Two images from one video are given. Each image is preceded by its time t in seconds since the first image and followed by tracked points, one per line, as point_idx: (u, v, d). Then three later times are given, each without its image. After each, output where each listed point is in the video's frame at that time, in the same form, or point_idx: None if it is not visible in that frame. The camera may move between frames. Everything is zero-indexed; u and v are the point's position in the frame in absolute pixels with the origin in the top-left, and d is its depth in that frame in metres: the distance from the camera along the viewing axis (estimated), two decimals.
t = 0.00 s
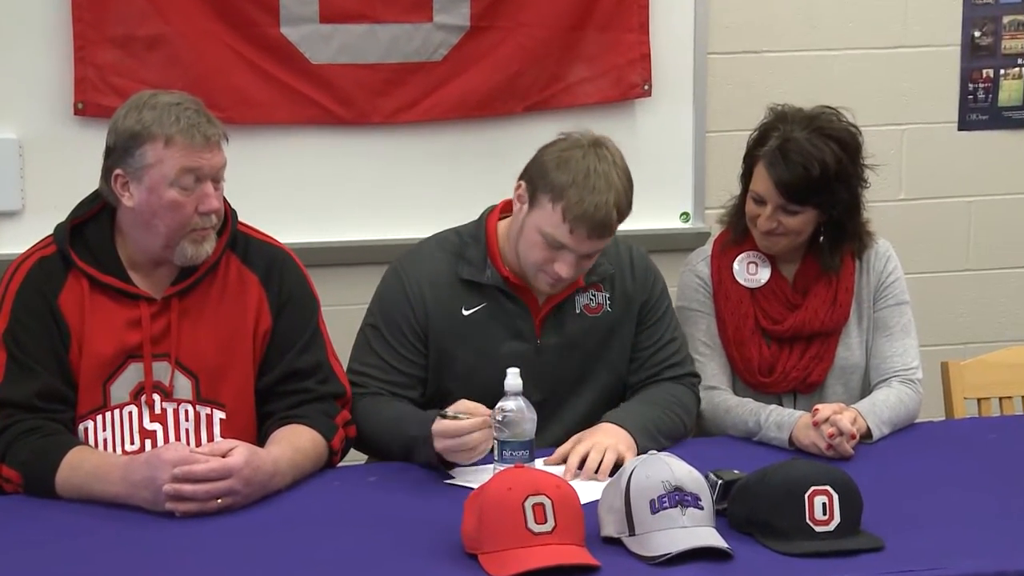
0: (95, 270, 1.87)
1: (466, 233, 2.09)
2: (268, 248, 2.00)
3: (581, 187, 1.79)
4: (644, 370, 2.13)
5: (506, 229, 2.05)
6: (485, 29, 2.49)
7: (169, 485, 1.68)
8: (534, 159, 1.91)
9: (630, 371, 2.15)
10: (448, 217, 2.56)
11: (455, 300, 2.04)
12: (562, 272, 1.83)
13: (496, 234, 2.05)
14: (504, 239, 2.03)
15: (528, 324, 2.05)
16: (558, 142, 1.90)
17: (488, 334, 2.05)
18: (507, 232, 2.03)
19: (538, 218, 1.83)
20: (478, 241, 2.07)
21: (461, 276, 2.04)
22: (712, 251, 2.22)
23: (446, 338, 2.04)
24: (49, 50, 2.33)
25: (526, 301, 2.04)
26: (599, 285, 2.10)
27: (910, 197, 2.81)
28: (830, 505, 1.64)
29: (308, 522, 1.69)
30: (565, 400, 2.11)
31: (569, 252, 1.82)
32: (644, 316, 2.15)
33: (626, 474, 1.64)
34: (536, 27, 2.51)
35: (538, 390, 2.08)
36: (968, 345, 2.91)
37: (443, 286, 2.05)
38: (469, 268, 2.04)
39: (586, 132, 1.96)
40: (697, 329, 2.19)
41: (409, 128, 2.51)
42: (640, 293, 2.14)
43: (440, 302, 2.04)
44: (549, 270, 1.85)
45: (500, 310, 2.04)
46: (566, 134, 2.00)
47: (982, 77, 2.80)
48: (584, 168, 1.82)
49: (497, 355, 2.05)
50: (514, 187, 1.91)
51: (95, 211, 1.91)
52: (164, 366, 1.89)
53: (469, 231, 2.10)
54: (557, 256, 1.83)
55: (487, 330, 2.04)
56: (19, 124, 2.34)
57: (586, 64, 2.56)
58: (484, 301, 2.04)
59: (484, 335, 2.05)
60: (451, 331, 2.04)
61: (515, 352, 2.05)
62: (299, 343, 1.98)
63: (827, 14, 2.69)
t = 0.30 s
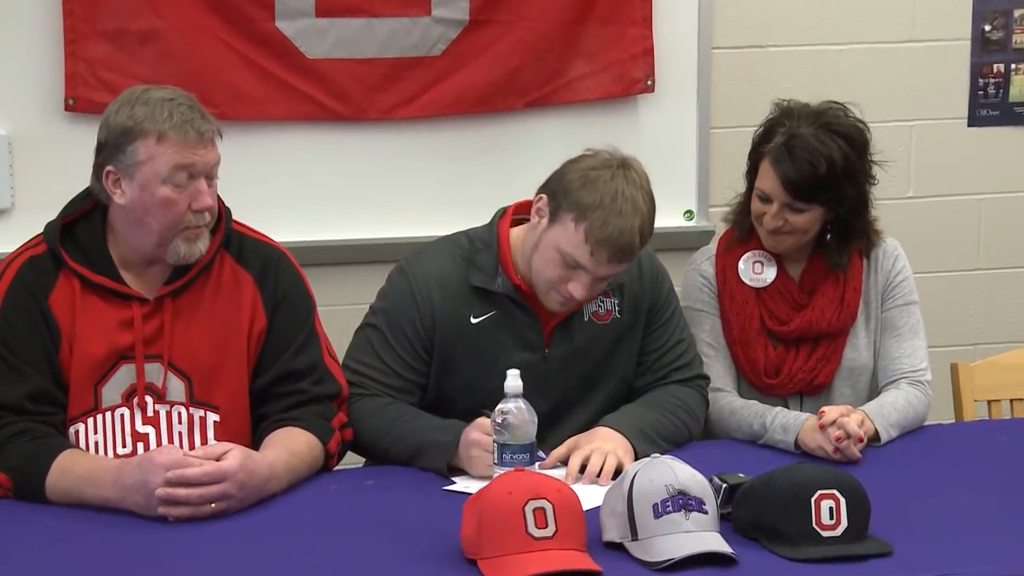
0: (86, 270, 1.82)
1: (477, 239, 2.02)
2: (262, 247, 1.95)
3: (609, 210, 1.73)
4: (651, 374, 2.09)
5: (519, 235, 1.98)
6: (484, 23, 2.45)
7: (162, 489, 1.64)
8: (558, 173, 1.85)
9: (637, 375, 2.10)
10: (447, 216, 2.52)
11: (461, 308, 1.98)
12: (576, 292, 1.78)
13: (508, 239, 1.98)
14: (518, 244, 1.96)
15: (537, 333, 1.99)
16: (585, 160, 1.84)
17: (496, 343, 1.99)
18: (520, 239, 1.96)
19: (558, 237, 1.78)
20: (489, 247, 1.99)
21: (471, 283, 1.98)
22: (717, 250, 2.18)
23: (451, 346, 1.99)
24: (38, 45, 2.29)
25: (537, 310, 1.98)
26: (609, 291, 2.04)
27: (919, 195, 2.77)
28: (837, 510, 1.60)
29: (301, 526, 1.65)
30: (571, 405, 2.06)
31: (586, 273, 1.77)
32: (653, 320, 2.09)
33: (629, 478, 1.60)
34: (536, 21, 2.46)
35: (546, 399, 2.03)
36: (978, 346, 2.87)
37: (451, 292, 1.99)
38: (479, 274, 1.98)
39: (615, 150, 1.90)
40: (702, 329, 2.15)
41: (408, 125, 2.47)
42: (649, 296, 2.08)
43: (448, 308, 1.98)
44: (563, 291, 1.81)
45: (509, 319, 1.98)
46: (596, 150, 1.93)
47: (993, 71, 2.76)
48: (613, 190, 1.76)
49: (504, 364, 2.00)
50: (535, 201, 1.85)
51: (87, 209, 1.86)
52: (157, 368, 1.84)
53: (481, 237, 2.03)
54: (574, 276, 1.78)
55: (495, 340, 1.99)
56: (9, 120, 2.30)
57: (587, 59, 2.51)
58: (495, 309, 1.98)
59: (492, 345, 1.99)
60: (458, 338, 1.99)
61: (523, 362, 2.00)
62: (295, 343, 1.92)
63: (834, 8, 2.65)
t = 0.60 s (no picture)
0: (68, 268, 1.76)
1: (483, 251, 1.94)
2: (252, 244, 1.88)
3: (634, 239, 1.67)
4: (660, 378, 2.02)
5: (527, 247, 1.91)
6: (484, 13, 2.38)
7: (149, 496, 1.57)
8: (581, 190, 1.77)
9: (646, 381, 2.03)
10: (446, 212, 2.45)
11: (466, 322, 1.91)
12: (590, 315, 1.73)
13: (517, 251, 1.91)
14: (525, 258, 1.90)
15: (545, 346, 1.92)
16: (610, 180, 1.76)
17: (501, 354, 1.92)
18: (530, 253, 1.89)
19: (578, 258, 1.71)
20: (496, 259, 1.92)
21: (477, 297, 1.91)
22: (724, 249, 2.11)
23: (453, 354, 1.92)
24: (21, 36, 2.23)
25: (546, 326, 1.91)
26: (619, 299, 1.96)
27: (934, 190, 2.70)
28: (849, 517, 1.53)
29: (289, 534, 1.59)
30: (577, 414, 1.99)
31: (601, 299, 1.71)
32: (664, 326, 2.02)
33: (634, 484, 1.53)
34: (537, 11, 2.39)
35: (551, 409, 1.97)
36: (994, 347, 2.80)
37: (454, 303, 1.92)
38: (485, 288, 1.91)
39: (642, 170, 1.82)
40: (710, 330, 2.08)
41: (405, 118, 2.40)
42: (660, 302, 2.00)
43: (450, 320, 1.91)
44: (576, 312, 1.76)
45: (516, 332, 1.91)
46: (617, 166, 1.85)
47: (1010, 63, 2.68)
48: (639, 216, 1.69)
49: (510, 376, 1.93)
50: (554, 218, 1.78)
51: (69, 206, 1.80)
52: (143, 369, 1.77)
53: (486, 247, 1.95)
54: (588, 299, 1.73)
55: (501, 352, 1.92)
56: None
57: (590, 50, 2.44)
58: (500, 322, 1.91)
59: (497, 358, 1.92)
60: (461, 350, 1.92)
61: (529, 373, 1.93)
62: (285, 343, 1.86)
63: None
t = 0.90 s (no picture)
0: (38, 266, 1.68)
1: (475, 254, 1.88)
2: (227, 238, 1.82)
3: (631, 249, 1.60)
4: (667, 381, 1.96)
5: (522, 250, 1.84)
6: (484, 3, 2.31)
7: (139, 503, 1.51)
8: (585, 193, 1.71)
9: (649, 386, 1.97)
10: (445, 210, 2.39)
11: (460, 325, 1.85)
12: (580, 322, 1.67)
13: (509, 254, 1.85)
14: (520, 261, 1.84)
15: (544, 348, 1.85)
16: (615, 185, 1.70)
17: (499, 358, 1.86)
18: (524, 256, 1.83)
19: (574, 263, 1.65)
20: (487, 261, 1.86)
21: (468, 301, 1.85)
22: (732, 248, 2.05)
23: (449, 358, 1.85)
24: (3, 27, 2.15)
25: (543, 331, 1.84)
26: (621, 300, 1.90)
27: (949, 186, 2.63)
28: (860, 525, 1.46)
29: (277, 542, 1.52)
30: (577, 419, 1.94)
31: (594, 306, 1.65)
32: (668, 328, 1.95)
33: (638, 489, 1.46)
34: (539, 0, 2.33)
35: (552, 415, 1.90)
36: (1009, 348, 2.73)
37: (444, 308, 1.85)
38: (476, 291, 1.85)
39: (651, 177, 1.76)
40: (718, 331, 2.02)
41: (402, 112, 2.33)
42: (663, 304, 1.94)
43: (441, 326, 1.85)
44: (569, 317, 1.70)
45: (513, 336, 1.85)
46: (626, 171, 1.78)
47: None
48: (640, 224, 1.62)
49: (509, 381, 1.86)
50: (554, 219, 1.72)
51: (34, 204, 1.73)
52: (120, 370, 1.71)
53: (478, 248, 1.90)
54: (581, 305, 1.66)
55: (498, 355, 1.85)
56: None
57: (592, 42, 2.38)
58: (493, 325, 1.85)
59: (494, 362, 1.86)
60: (456, 356, 1.86)
61: (529, 377, 1.86)
62: (262, 339, 1.80)
63: None
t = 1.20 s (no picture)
0: None
1: (471, 249, 1.81)
2: (185, 223, 1.74)
3: (630, 241, 1.53)
4: (672, 384, 1.89)
5: (518, 245, 1.79)
6: None
7: (119, 514, 1.43)
8: (580, 185, 1.64)
9: (653, 389, 1.90)
10: (444, 206, 2.31)
11: (456, 324, 1.78)
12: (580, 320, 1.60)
13: (506, 250, 1.79)
14: (519, 258, 1.77)
15: (543, 350, 1.78)
16: (611, 175, 1.63)
17: (496, 358, 1.79)
18: (521, 252, 1.77)
19: (569, 258, 1.59)
20: (484, 257, 1.79)
21: (464, 298, 1.78)
22: (742, 245, 1.98)
23: (445, 359, 1.78)
24: None
25: (543, 330, 1.78)
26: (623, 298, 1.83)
27: (968, 180, 2.56)
28: (874, 533, 1.38)
29: (263, 552, 1.45)
30: (579, 423, 1.87)
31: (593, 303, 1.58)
32: (672, 327, 1.88)
33: (644, 496, 1.37)
34: None
35: (553, 419, 1.83)
36: None
37: (440, 306, 1.78)
38: (472, 288, 1.78)
39: (648, 166, 1.68)
40: (726, 333, 1.94)
41: (399, 105, 2.26)
42: (667, 303, 1.87)
43: (436, 325, 1.78)
44: (568, 316, 1.63)
45: (509, 336, 1.78)
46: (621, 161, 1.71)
47: None
48: (637, 215, 1.55)
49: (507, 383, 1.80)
50: (548, 213, 1.64)
51: None
52: (85, 363, 1.62)
53: (474, 244, 1.83)
54: (579, 302, 1.60)
55: (495, 355, 1.79)
56: None
57: (594, 32, 2.30)
58: (490, 324, 1.78)
59: (489, 363, 1.79)
60: (452, 357, 1.79)
61: (527, 379, 1.79)
62: (231, 323, 1.74)
63: None
